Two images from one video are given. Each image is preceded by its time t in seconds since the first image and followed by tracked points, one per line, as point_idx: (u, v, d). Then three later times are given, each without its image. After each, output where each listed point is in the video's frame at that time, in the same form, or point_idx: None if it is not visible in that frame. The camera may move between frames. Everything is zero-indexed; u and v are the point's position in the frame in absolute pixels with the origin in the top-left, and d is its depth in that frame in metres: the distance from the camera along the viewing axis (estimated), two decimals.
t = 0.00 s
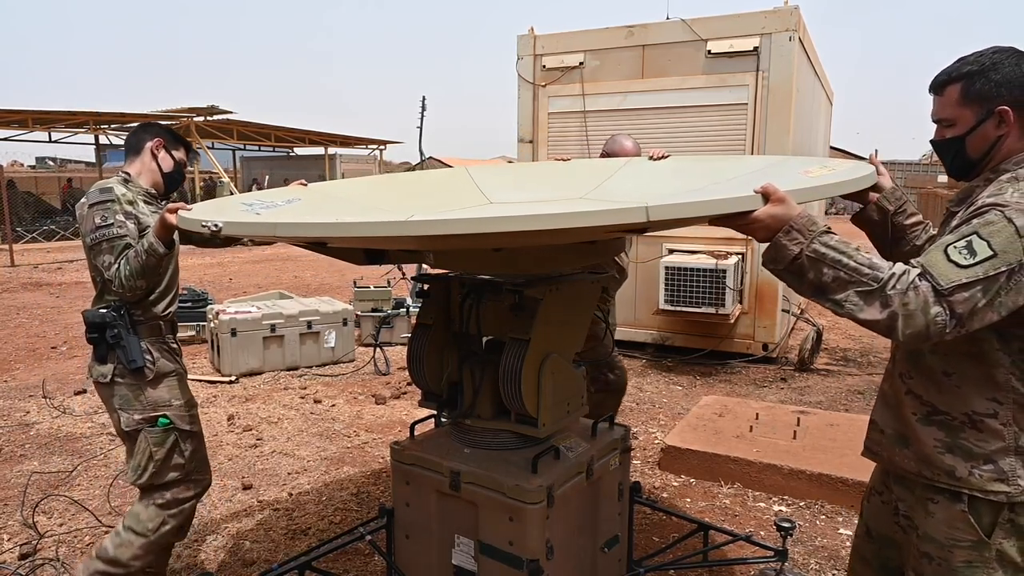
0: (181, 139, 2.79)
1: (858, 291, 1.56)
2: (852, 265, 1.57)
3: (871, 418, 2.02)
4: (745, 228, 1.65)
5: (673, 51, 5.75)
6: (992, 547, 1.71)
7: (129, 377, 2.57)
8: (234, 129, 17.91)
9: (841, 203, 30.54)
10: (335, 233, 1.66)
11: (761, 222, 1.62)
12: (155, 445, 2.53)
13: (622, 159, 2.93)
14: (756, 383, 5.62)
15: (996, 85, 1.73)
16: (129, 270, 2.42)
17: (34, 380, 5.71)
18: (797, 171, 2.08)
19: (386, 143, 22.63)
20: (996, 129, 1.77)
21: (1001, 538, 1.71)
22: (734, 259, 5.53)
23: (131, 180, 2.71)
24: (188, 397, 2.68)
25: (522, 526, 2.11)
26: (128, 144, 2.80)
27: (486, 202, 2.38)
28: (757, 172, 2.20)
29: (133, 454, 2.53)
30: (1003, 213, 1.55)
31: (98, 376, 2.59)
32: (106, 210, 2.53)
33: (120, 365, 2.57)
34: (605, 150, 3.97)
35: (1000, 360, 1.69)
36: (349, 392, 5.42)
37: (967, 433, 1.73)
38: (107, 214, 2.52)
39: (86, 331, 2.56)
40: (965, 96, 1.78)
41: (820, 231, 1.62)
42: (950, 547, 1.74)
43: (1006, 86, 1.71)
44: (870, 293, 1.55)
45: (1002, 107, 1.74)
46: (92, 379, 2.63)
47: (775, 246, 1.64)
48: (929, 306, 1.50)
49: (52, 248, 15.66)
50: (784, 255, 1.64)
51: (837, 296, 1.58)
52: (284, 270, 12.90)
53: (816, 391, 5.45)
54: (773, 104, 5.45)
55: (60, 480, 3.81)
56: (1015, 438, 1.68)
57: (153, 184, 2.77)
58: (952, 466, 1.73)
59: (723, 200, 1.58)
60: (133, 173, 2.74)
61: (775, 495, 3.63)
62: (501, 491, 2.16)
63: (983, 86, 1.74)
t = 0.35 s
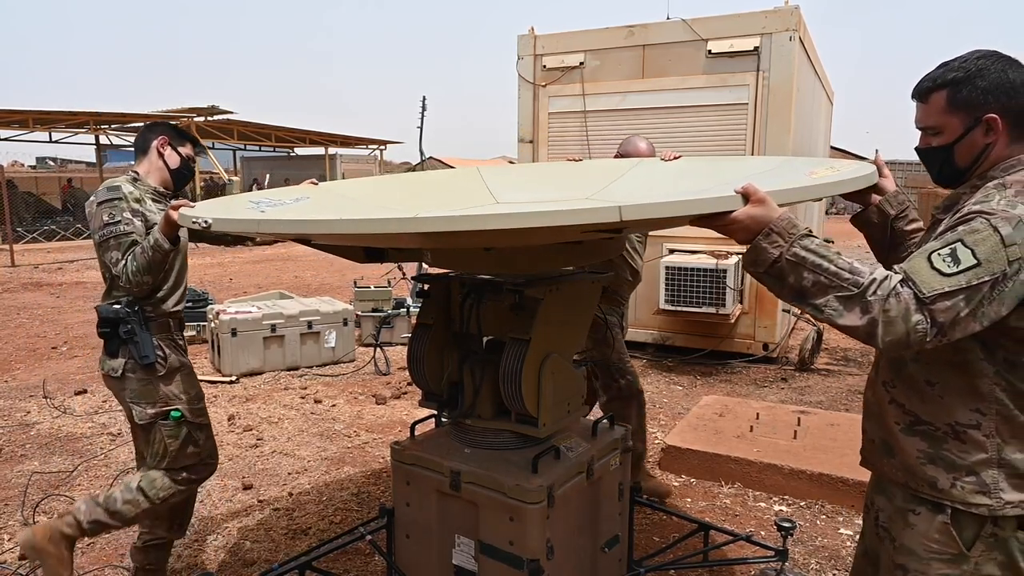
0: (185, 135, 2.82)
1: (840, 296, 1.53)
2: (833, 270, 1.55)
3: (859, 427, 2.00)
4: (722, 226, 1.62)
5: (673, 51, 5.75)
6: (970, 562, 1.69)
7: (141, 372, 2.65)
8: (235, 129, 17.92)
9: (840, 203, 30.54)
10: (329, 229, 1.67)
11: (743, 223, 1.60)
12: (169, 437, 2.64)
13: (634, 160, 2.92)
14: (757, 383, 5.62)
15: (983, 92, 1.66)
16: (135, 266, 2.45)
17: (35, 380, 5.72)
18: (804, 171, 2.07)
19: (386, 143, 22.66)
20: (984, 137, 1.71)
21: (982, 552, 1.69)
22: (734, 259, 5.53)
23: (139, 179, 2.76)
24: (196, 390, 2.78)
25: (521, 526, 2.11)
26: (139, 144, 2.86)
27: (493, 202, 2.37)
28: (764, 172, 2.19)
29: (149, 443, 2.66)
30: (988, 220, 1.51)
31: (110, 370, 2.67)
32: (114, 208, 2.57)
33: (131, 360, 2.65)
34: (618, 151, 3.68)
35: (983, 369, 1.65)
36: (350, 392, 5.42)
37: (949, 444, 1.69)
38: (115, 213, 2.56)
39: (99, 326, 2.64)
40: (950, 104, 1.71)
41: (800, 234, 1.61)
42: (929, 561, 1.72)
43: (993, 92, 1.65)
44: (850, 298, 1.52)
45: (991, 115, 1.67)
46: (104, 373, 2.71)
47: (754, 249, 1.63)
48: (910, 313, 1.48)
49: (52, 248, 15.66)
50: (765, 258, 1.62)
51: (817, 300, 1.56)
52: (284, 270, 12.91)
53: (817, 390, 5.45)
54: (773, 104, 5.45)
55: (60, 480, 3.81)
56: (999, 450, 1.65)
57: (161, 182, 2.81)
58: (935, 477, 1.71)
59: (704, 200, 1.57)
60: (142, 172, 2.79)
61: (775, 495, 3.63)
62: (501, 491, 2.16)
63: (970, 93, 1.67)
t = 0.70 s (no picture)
0: (193, 134, 2.90)
1: (822, 298, 1.53)
2: (816, 271, 1.54)
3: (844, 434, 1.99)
4: (703, 224, 1.62)
5: (674, 50, 5.75)
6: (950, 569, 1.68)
7: (154, 367, 2.65)
8: (235, 128, 17.92)
9: (840, 203, 30.57)
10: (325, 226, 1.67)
11: (724, 221, 1.59)
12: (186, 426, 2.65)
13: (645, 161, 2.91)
14: (757, 383, 5.62)
15: (971, 95, 1.63)
16: (141, 263, 2.47)
17: (35, 380, 5.72)
18: (809, 170, 2.06)
19: (386, 143, 22.67)
20: (972, 141, 1.68)
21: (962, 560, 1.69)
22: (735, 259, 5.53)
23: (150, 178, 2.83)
24: (207, 381, 2.80)
25: (521, 526, 2.11)
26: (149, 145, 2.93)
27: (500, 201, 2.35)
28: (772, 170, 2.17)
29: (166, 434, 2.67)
30: (974, 224, 1.51)
31: (121, 367, 2.65)
32: (123, 207, 2.61)
33: (143, 355, 2.64)
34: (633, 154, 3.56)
35: (972, 377, 1.65)
36: (350, 392, 5.42)
37: (939, 453, 1.69)
38: (124, 211, 2.60)
39: (110, 321, 2.63)
40: (938, 108, 1.67)
41: (783, 234, 1.59)
42: (908, 563, 1.70)
43: (981, 95, 1.62)
44: (833, 301, 1.52)
45: (979, 118, 1.65)
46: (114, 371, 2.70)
47: (737, 249, 1.61)
48: (894, 318, 1.48)
49: (52, 248, 15.66)
50: (747, 258, 1.60)
51: (800, 302, 1.55)
52: (284, 270, 12.91)
53: (817, 390, 5.45)
54: (773, 103, 5.45)
55: (61, 480, 3.81)
56: (988, 460, 1.66)
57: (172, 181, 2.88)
58: (923, 486, 1.71)
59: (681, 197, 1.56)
60: (153, 172, 2.86)
61: (775, 495, 3.63)
62: (501, 491, 2.16)
63: (958, 96, 1.64)
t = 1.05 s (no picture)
0: (203, 137, 2.93)
1: (800, 299, 1.53)
2: (795, 272, 1.55)
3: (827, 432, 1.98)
4: (681, 222, 1.62)
5: (674, 50, 5.75)
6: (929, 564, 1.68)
7: (170, 362, 2.70)
8: (235, 128, 17.92)
9: (840, 203, 30.58)
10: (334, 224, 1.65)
11: (700, 218, 1.60)
12: (211, 412, 2.74)
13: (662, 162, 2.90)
14: (757, 383, 5.62)
15: (960, 90, 1.60)
16: (149, 262, 2.50)
17: (36, 380, 5.72)
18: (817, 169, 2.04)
19: (386, 143, 22.68)
20: (964, 137, 1.65)
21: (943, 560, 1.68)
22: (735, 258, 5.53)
23: (161, 180, 2.89)
24: (223, 366, 2.85)
25: (521, 525, 2.11)
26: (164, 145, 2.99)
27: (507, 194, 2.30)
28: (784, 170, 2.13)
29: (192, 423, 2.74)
30: (963, 226, 1.48)
31: (138, 365, 2.69)
32: (133, 206, 2.65)
33: (158, 352, 2.69)
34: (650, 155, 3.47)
35: (957, 382, 1.64)
36: (350, 392, 5.42)
37: (920, 455, 1.70)
38: (133, 211, 2.63)
39: (123, 323, 2.68)
40: (926, 105, 1.63)
41: (762, 234, 1.60)
42: (887, 561, 1.70)
43: (971, 89, 1.59)
44: (811, 302, 1.52)
45: (971, 113, 1.61)
46: (131, 369, 2.74)
47: (716, 249, 1.62)
48: (876, 321, 1.46)
49: (52, 248, 15.65)
50: (727, 258, 1.61)
51: (778, 303, 1.56)
52: (285, 270, 12.91)
53: (817, 390, 5.45)
54: (773, 103, 5.45)
55: (61, 480, 3.81)
56: (969, 464, 1.66)
57: (183, 183, 2.93)
58: (901, 487, 1.71)
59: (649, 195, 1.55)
60: (164, 174, 2.91)
61: (775, 494, 3.63)
62: (501, 491, 2.16)
63: (947, 92, 1.60)
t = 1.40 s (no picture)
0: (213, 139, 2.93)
1: (774, 302, 1.47)
2: (769, 274, 1.48)
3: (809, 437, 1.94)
4: (654, 221, 1.60)
5: (674, 50, 5.75)
6: None
7: (189, 358, 2.73)
8: (235, 128, 17.93)
9: (840, 202, 30.65)
10: (349, 225, 1.65)
11: (676, 218, 1.56)
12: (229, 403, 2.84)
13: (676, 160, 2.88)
14: (757, 383, 5.63)
15: (953, 93, 1.50)
16: (158, 263, 2.56)
17: (36, 380, 5.71)
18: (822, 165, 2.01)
19: (386, 143, 22.70)
20: (957, 142, 1.55)
21: None
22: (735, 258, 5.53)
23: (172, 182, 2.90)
24: (237, 358, 2.91)
25: (521, 525, 2.11)
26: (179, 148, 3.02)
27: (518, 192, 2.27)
28: (786, 167, 2.06)
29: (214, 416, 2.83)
30: (950, 232, 1.42)
31: (157, 362, 2.71)
32: (143, 208, 2.67)
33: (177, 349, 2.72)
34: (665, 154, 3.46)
35: (937, 393, 1.58)
36: (351, 392, 5.42)
37: (898, 467, 1.65)
38: (143, 212, 2.66)
39: (141, 321, 2.69)
40: (918, 108, 1.54)
41: (738, 234, 1.53)
42: None
43: (965, 92, 1.49)
44: (785, 305, 1.46)
45: (964, 118, 1.51)
46: (148, 367, 2.74)
47: (692, 249, 1.56)
48: (851, 326, 1.40)
49: (52, 248, 15.63)
50: (702, 258, 1.55)
51: (752, 305, 1.50)
52: (284, 269, 12.90)
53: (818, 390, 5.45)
54: (773, 103, 5.44)
55: (62, 480, 3.81)
56: (946, 477, 1.61)
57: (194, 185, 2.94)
58: (876, 498, 1.68)
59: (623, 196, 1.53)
60: (176, 176, 2.94)
61: (775, 494, 3.63)
62: (501, 491, 2.16)
63: (939, 94, 1.51)
